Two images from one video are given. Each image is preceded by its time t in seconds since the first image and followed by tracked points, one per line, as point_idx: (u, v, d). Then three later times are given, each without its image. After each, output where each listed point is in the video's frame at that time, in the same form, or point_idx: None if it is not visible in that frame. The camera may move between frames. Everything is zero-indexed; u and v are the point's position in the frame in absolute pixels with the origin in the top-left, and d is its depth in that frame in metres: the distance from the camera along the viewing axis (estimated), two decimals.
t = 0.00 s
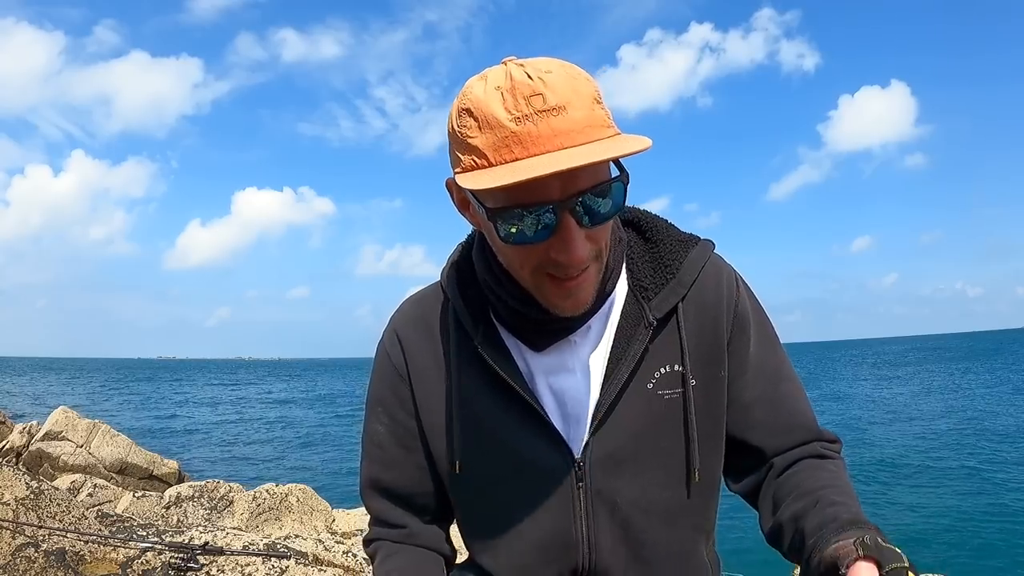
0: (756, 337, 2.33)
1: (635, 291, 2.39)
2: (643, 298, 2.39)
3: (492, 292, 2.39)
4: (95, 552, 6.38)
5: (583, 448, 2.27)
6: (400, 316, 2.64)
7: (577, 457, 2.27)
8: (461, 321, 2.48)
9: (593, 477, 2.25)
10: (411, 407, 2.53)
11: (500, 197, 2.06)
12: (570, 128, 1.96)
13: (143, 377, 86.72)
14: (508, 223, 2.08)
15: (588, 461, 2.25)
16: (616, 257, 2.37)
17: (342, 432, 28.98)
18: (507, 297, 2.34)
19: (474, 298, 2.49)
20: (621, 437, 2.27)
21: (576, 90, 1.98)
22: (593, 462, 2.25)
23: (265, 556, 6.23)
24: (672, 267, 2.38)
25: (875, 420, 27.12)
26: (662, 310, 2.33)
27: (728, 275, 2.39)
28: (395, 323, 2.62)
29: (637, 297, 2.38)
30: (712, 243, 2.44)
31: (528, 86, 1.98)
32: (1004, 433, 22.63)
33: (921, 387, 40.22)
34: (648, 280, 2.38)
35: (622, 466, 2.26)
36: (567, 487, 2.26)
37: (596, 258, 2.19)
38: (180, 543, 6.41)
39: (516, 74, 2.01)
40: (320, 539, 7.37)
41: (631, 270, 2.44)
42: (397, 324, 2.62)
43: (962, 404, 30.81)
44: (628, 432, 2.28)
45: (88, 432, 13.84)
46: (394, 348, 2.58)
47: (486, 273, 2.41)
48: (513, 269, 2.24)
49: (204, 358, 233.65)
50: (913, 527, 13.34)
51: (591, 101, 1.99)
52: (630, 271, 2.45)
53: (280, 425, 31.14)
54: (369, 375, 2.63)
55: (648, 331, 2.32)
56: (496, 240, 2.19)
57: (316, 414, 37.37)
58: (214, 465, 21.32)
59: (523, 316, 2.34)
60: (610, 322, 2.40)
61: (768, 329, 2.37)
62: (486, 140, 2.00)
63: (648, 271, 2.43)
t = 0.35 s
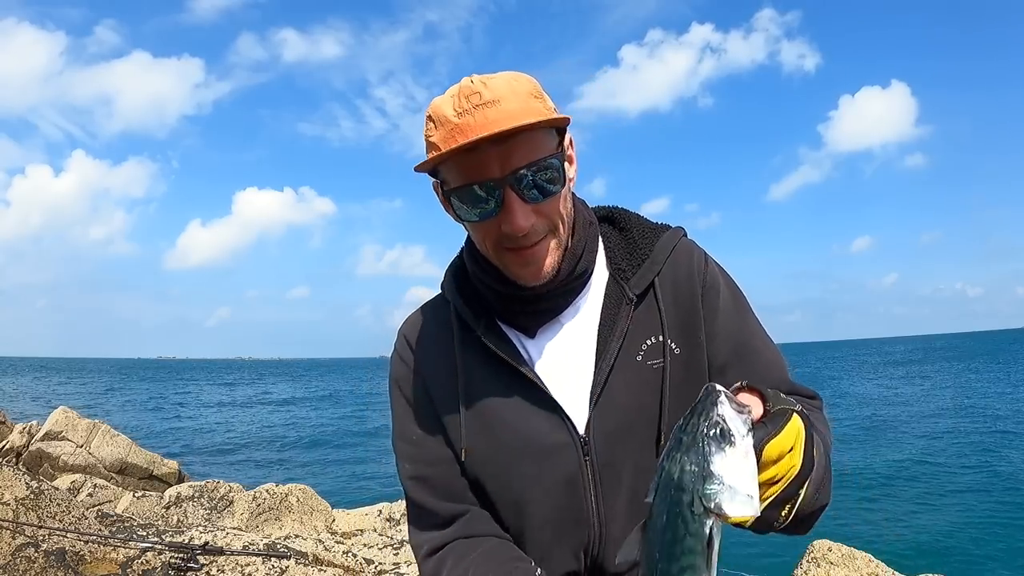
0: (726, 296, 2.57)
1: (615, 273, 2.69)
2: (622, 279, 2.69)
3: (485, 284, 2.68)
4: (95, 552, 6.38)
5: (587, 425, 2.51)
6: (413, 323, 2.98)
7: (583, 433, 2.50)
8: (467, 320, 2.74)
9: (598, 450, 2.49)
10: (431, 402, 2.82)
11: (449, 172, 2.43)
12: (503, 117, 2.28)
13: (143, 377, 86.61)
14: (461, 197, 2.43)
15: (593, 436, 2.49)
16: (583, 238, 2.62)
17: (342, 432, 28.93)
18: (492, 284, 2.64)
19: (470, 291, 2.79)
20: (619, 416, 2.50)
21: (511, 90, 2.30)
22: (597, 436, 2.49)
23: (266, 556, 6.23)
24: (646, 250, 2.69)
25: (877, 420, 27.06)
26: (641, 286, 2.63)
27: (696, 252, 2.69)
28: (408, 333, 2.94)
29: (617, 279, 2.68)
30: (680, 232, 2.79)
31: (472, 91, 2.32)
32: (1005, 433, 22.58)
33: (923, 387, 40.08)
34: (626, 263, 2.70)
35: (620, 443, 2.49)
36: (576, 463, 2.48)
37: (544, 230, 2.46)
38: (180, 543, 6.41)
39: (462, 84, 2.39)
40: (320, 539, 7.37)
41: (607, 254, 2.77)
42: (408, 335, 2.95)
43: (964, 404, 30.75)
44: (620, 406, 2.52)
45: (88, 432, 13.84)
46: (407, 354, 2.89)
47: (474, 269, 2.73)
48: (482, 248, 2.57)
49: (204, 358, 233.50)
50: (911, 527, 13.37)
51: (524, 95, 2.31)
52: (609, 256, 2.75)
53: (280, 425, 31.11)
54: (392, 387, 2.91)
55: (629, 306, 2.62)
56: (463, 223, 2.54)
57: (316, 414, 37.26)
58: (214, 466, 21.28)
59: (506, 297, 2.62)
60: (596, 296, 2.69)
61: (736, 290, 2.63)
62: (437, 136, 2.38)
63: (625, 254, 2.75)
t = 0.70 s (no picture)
0: (713, 287, 2.80)
1: (607, 268, 2.94)
2: (614, 272, 2.93)
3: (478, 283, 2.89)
4: (95, 552, 6.39)
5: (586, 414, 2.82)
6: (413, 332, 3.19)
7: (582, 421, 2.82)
8: (468, 322, 2.95)
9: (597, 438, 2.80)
10: (437, 404, 3.04)
11: (439, 162, 2.81)
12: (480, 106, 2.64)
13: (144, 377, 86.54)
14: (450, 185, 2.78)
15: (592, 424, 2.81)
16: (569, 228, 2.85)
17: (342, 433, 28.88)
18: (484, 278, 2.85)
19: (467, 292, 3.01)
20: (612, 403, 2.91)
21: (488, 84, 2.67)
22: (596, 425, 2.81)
23: (266, 556, 6.23)
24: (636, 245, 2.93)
25: (879, 420, 27.00)
26: (632, 278, 2.86)
27: (681, 245, 2.93)
28: (410, 342, 3.16)
29: (610, 274, 2.92)
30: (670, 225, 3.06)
31: (453, 84, 2.71)
32: (1006, 434, 22.53)
33: (925, 387, 39.98)
34: (616, 259, 2.96)
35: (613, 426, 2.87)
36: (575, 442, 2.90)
37: (525, 213, 2.73)
38: (180, 543, 6.42)
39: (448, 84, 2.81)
40: (320, 539, 7.38)
41: (600, 252, 3.02)
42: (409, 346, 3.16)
43: (966, 404, 30.67)
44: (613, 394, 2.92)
45: (88, 432, 13.84)
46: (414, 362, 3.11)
47: (466, 268, 2.95)
48: (471, 237, 2.84)
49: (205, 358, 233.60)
50: (910, 526, 13.38)
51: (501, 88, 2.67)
52: (600, 254, 3.01)
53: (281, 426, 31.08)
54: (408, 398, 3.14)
55: (624, 296, 2.83)
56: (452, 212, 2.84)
57: (316, 415, 37.18)
58: (214, 466, 21.26)
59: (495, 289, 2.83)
60: (588, 289, 2.96)
61: (720, 283, 2.87)
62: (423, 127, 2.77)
63: (615, 250, 2.99)
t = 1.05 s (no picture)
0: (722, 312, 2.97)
1: (617, 275, 3.13)
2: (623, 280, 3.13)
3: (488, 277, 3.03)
4: (95, 552, 6.39)
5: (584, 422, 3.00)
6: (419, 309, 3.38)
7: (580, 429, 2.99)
8: (471, 317, 3.12)
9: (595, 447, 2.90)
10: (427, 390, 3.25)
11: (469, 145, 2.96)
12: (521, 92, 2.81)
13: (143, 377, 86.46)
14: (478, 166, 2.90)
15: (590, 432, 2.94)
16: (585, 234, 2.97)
17: (342, 433, 28.85)
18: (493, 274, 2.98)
19: (473, 283, 3.16)
20: (613, 423, 2.94)
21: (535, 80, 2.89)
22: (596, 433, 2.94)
23: (265, 556, 6.23)
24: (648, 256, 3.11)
25: (879, 420, 26.97)
26: (641, 288, 3.07)
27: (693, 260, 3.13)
28: (408, 326, 3.22)
29: (620, 282, 3.13)
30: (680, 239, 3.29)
31: (492, 71, 2.90)
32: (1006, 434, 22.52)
33: (926, 387, 39.89)
34: (627, 267, 3.14)
35: (616, 448, 2.88)
36: (574, 463, 2.91)
37: (547, 208, 2.85)
38: (180, 543, 6.42)
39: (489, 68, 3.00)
40: (320, 539, 7.38)
41: (612, 256, 3.18)
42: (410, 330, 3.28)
43: (968, 405, 30.62)
44: (613, 413, 2.95)
45: (88, 432, 13.85)
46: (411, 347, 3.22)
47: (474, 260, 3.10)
48: (488, 223, 2.95)
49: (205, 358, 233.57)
50: (909, 526, 13.39)
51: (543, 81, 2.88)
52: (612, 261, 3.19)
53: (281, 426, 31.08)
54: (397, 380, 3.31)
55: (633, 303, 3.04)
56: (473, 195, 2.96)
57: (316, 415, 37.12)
58: (213, 466, 21.25)
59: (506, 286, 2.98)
60: (595, 295, 3.18)
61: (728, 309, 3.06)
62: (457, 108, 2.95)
63: (626, 258, 3.18)
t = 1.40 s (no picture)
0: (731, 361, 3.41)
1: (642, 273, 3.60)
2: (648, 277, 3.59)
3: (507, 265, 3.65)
4: (95, 552, 6.39)
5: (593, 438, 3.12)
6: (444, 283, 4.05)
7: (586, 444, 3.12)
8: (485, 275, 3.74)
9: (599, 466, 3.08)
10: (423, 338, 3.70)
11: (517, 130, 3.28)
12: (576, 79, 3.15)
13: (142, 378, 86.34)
14: (526, 153, 3.22)
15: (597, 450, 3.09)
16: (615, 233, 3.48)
17: (341, 433, 28.79)
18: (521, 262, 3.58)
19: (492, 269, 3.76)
20: (621, 441, 3.11)
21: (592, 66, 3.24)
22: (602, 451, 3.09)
23: (265, 556, 6.23)
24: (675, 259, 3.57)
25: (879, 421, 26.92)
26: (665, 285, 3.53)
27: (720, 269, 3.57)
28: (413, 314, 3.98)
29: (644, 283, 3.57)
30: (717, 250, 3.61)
31: (551, 57, 3.24)
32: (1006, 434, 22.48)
33: (926, 387, 39.80)
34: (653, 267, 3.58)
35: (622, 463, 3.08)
36: (575, 476, 3.11)
37: (592, 205, 3.21)
38: (180, 543, 6.42)
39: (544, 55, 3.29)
40: (320, 539, 7.39)
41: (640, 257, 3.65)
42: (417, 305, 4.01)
43: (968, 405, 30.61)
44: (621, 434, 3.12)
45: (88, 432, 13.86)
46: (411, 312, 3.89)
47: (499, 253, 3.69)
48: (526, 212, 3.29)
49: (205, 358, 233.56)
50: (909, 525, 13.40)
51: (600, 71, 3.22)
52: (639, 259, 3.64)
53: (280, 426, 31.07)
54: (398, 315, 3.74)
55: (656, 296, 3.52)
56: (512, 182, 3.28)
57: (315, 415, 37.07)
58: (212, 467, 21.22)
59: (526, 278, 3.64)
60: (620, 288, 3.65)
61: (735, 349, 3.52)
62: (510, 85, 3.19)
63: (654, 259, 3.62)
